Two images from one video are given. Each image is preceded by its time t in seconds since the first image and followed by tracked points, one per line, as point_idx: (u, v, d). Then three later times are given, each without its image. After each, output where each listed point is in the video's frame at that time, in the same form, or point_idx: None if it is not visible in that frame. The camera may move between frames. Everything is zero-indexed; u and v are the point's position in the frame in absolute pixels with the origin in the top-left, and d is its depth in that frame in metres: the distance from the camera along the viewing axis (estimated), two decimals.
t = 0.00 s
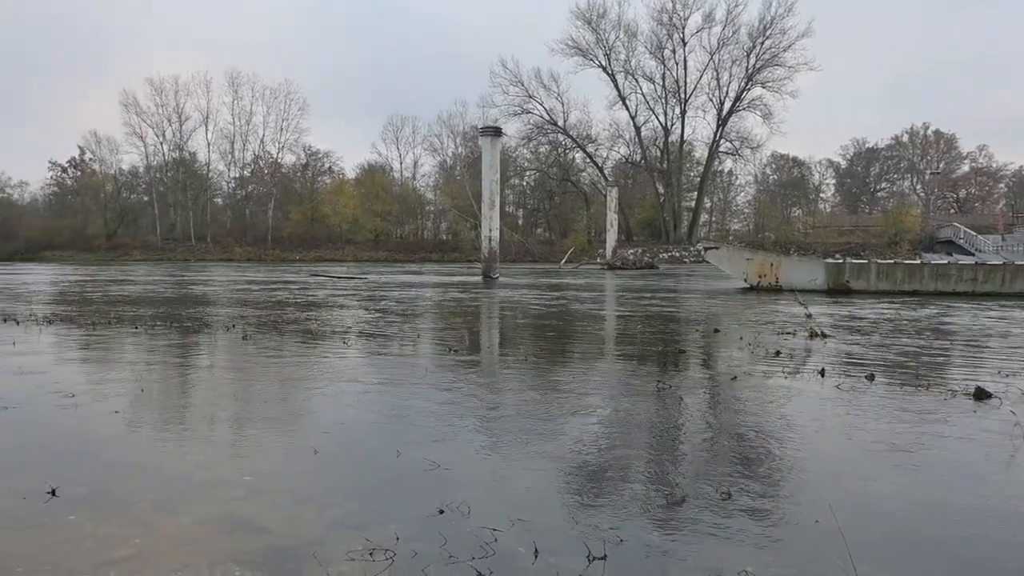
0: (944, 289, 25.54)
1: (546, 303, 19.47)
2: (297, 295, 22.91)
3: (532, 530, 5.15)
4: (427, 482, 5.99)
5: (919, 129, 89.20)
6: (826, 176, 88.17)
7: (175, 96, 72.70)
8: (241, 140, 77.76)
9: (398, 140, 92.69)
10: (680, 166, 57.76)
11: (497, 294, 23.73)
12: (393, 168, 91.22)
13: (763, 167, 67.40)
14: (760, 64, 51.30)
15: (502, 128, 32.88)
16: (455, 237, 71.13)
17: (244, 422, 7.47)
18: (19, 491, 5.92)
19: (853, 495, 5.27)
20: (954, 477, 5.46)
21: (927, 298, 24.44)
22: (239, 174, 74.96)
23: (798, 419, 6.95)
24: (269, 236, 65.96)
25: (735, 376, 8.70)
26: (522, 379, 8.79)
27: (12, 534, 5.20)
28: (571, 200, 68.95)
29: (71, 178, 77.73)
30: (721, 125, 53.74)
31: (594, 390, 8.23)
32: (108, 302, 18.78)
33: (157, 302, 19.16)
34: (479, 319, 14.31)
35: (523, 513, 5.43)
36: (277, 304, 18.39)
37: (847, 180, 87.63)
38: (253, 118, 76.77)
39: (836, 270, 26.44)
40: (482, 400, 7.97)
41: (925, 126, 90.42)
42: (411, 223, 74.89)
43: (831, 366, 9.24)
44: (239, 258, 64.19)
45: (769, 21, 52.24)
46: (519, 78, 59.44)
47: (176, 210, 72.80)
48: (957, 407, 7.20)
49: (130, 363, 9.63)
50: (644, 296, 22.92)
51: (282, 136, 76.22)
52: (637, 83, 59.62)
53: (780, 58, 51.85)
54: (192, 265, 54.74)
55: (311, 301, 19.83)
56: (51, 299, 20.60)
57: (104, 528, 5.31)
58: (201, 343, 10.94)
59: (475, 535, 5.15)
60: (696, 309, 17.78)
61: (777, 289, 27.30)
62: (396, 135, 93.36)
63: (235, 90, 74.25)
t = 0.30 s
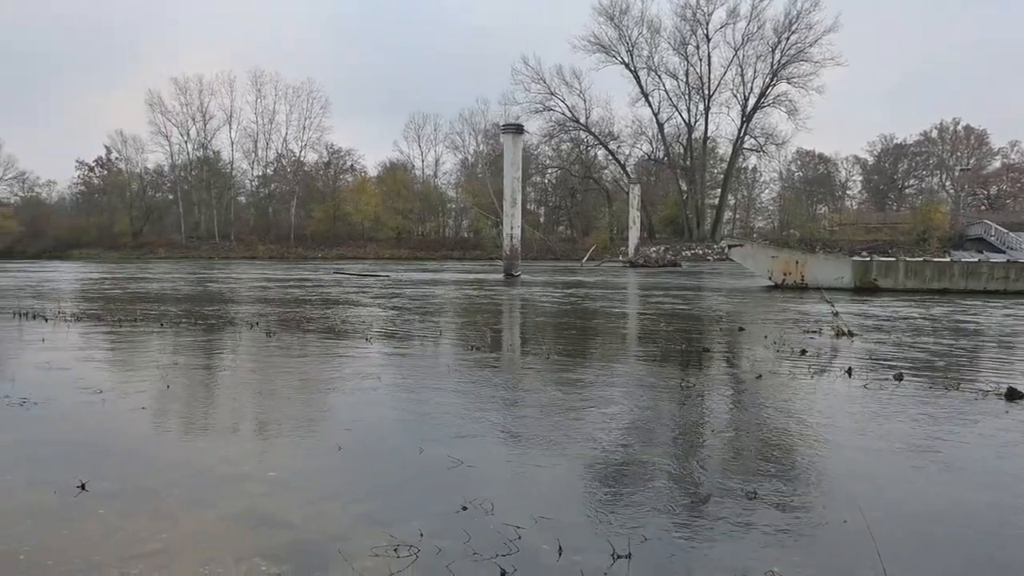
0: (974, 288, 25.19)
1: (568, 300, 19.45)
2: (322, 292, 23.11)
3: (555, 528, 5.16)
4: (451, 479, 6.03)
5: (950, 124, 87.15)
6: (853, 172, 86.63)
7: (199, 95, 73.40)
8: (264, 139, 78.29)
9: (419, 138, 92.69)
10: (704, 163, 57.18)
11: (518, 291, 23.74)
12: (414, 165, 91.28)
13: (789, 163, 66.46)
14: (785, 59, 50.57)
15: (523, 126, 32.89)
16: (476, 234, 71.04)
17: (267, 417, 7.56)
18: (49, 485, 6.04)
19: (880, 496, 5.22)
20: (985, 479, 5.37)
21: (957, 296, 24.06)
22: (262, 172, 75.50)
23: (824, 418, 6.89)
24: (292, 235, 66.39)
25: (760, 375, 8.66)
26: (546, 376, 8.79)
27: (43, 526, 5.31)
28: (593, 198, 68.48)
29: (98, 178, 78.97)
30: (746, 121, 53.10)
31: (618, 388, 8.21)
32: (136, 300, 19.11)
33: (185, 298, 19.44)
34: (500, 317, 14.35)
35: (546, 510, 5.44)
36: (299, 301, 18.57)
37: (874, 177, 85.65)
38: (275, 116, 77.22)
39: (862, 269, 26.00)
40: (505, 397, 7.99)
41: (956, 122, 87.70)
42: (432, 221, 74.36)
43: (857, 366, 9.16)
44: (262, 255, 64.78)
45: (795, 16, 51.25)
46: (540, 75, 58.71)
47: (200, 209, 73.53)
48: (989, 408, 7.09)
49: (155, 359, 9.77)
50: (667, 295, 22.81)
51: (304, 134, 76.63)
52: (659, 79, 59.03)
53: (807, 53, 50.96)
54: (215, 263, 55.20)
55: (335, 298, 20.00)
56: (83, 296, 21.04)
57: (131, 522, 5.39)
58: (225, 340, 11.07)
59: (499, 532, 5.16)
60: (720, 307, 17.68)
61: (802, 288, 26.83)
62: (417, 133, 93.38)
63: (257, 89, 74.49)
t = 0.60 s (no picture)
0: (1005, 285, 24.79)
1: (589, 298, 19.45)
2: (346, 289, 23.31)
3: (578, 525, 5.16)
4: (473, 475, 6.05)
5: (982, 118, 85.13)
6: (879, 168, 85.21)
7: (223, 94, 74.19)
8: (286, 137, 78.92)
9: (439, 135, 92.71)
10: (727, 158, 56.71)
11: (540, 289, 23.74)
12: (436, 163, 91.28)
13: (815, 159, 65.60)
14: (810, 54, 50.03)
15: (545, 122, 32.95)
16: (497, 232, 70.96)
17: (289, 414, 7.63)
18: (77, 479, 6.15)
19: (908, 496, 5.16)
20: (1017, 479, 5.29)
21: (988, 293, 23.67)
22: (285, 170, 76.10)
23: (851, 417, 6.82)
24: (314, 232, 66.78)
25: (785, 373, 8.59)
26: (568, 374, 8.79)
27: (73, 519, 5.40)
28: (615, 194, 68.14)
29: (124, 177, 80.20)
30: (770, 116, 52.64)
31: (640, 385, 8.19)
32: (163, 297, 19.39)
33: (211, 295, 19.73)
34: (522, 314, 14.36)
35: (570, 507, 5.44)
36: (321, 298, 18.74)
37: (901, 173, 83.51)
38: (298, 115, 77.80)
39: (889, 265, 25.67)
40: (527, 394, 8.00)
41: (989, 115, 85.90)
42: (453, 218, 72.93)
43: (884, 364, 9.07)
44: (285, 252, 65.35)
45: (821, 9, 50.63)
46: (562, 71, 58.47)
47: (224, 206, 74.22)
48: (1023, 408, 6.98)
49: (180, 355, 9.92)
50: (689, 292, 22.69)
51: (326, 132, 77.07)
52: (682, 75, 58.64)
53: (833, 47, 50.30)
54: (236, 260, 55.57)
55: (358, 295, 20.18)
56: (111, 293, 21.39)
57: (158, 517, 5.46)
58: (248, 337, 11.18)
59: (522, 529, 5.17)
60: (744, 305, 17.56)
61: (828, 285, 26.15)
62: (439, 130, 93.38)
63: (280, 87, 75.07)
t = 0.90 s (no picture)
0: None
1: (610, 296, 19.39)
2: (367, 287, 23.44)
3: (601, 522, 5.16)
4: (494, 472, 6.07)
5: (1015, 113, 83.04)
6: (905, 165, 83.90)
7: (244, 93, 74.74)
8: (307, 135, 79.34)
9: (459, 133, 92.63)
10: (750, 155, 56.15)
11: (559, 286, 23.68)
12: (455, 160, 91.28)
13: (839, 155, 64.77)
14: (835, 49, 49.41)
15: (565, 119, 32.90)
16: (517, 229, 70.87)
17: (310, 410, 7.69)
18: (104, 472, 6.26)
19: (937, 499, 5.11)
20: None
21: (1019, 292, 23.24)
22: (305, 168, 76.55)
23: (877, 417, 6.76)
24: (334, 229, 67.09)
25: (809, 372, 8.52)
26: (588, 371, 8.79)
27: (101, 512, 5.50)
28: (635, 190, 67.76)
29: (147, 175, 81.12)
30: (794, 112, 52.07)
31: (662, 383, 8.17)
32: (187, 294, 19.60)
33: (234, 293, 19.93)
34: (541, 312, 14.36)
35: (592, 505, 5.43)
36: (341, 295, 18.85)
37: (928, 169, 81.91)
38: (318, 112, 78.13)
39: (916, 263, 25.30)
40: (546, 392, 8.00)
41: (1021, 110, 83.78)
42: (473, 215, 74.42)
43: (912, 363, 8.96)
44: (307, 249, 65.82)
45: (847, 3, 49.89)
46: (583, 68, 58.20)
47: (245, 204, 74.73)
48: None
49: (203, 352, 10.04)
50: (711, 289, 22.52)
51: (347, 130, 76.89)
52: (704, 71, 58.08)
53: (859, 42, 49.58)
54: (257, 258, 55.89)
55: (378, 293, 20.26)
56: (136, 290, 21.69)
57: (183, 510, 5.55)
58: (270, 334, 11.28)
59: (543, 525, 5.18)
60: (767, 303, 17.41)
61: (852, 283, 26.07)
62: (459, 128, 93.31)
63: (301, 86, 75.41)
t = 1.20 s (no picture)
0: None
1: (630, 294, 19.32)
2: (387, 285, 23.54)
3: (620, 520, 5.15)
4: (513, 470, 6.09)
5: None
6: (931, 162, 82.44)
7: (264, 91, 75.17)
8: (326, 133, 79.62)
9: (477, 130, 92.41)
10: (771, 152, 55.67)
11: (578, 285, 23.61)
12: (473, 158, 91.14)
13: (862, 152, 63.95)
14: (860, 44, 48.83)
15: (584, 117, 32.80)
16: (535, 227, 70.69)
17: (329, 407, 7.74)
18: (127, 467, 6.33)
19: (962, 500, 5.05)
20: None
21: None
22: (324, 166, 76.91)
23: (900, 417, 6.69)
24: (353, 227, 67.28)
25: (831, 371, 8.45)
26: (608, 370, 8.77)
27: (124, 507, 5.57)
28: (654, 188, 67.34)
29: (168, 173, 81.82)
30: (817, 109, 51.58)
31: (682, 382, 8.13)
32: (208, 291, 19.78)
33: (255, 290, 20.09)
34: (559, 310, 14.35)
35: (611, 503, 5.43)
36: (360, 293, 18.95)
37: (954, 166, 79.51)
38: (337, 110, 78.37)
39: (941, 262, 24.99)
40: (565, 391, 7.98)
41: None
42: (491, 214, 74.27)
43: (937, 364, 8.84)
44: (326, 247, 66.10)
45: None
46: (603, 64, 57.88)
47: (264, 202, 75.13)
48: None
49: (223, 348, 10.13)
50: (731, 288, 22.34)
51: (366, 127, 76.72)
52: (726, 68, 57.59)
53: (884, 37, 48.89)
54: (276, 255, 56.16)
55: (397, 290, 20.33)
56: (159, 287, 21.94)
57: (205, 504, 5.62)
58: (289, 332, 11.36)
59: (564, 523, 5.18)
60: (790, 302, 17.26)
61: (875, 282, 25.85)
62: (477, 125, 93.11)
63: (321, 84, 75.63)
